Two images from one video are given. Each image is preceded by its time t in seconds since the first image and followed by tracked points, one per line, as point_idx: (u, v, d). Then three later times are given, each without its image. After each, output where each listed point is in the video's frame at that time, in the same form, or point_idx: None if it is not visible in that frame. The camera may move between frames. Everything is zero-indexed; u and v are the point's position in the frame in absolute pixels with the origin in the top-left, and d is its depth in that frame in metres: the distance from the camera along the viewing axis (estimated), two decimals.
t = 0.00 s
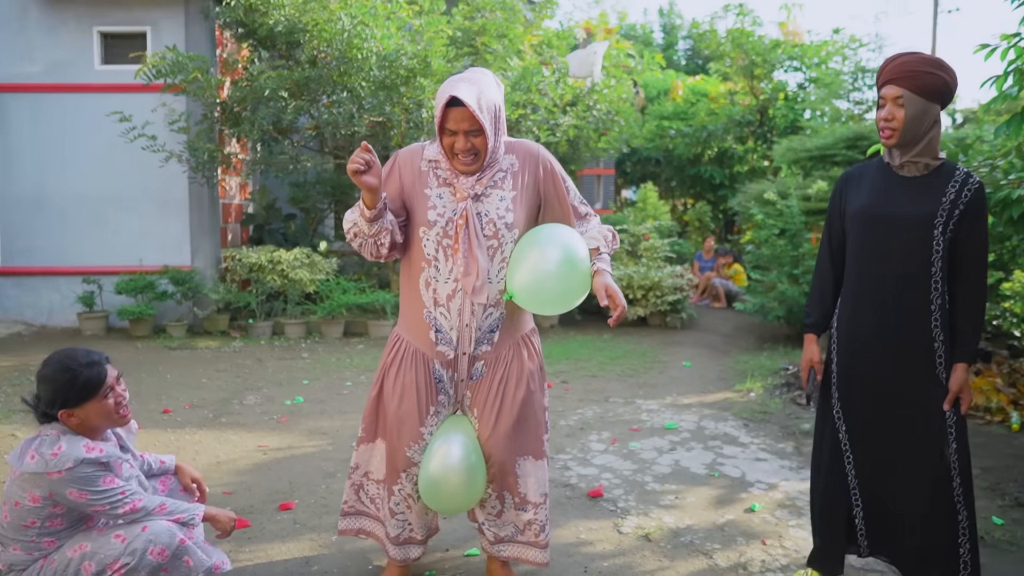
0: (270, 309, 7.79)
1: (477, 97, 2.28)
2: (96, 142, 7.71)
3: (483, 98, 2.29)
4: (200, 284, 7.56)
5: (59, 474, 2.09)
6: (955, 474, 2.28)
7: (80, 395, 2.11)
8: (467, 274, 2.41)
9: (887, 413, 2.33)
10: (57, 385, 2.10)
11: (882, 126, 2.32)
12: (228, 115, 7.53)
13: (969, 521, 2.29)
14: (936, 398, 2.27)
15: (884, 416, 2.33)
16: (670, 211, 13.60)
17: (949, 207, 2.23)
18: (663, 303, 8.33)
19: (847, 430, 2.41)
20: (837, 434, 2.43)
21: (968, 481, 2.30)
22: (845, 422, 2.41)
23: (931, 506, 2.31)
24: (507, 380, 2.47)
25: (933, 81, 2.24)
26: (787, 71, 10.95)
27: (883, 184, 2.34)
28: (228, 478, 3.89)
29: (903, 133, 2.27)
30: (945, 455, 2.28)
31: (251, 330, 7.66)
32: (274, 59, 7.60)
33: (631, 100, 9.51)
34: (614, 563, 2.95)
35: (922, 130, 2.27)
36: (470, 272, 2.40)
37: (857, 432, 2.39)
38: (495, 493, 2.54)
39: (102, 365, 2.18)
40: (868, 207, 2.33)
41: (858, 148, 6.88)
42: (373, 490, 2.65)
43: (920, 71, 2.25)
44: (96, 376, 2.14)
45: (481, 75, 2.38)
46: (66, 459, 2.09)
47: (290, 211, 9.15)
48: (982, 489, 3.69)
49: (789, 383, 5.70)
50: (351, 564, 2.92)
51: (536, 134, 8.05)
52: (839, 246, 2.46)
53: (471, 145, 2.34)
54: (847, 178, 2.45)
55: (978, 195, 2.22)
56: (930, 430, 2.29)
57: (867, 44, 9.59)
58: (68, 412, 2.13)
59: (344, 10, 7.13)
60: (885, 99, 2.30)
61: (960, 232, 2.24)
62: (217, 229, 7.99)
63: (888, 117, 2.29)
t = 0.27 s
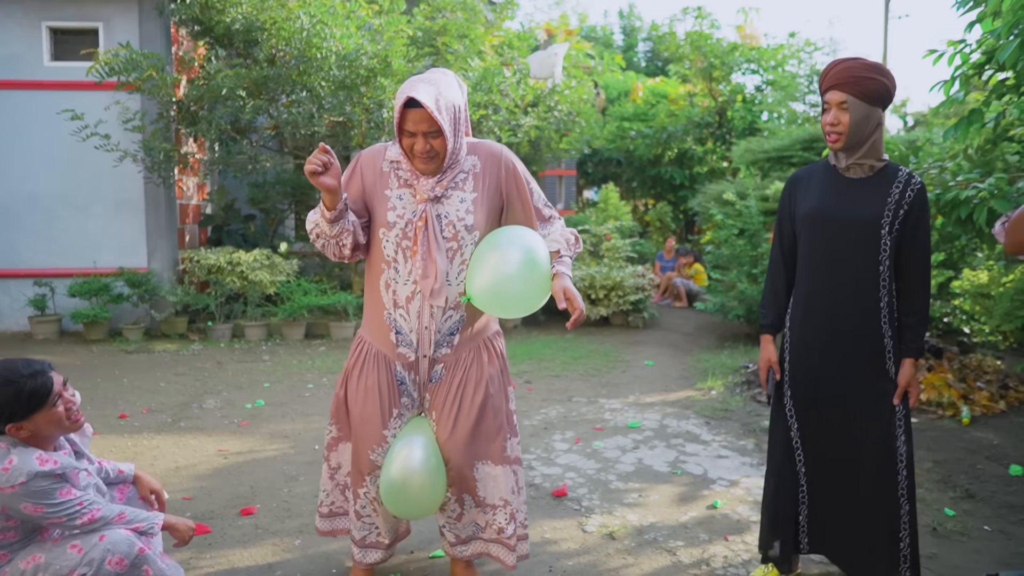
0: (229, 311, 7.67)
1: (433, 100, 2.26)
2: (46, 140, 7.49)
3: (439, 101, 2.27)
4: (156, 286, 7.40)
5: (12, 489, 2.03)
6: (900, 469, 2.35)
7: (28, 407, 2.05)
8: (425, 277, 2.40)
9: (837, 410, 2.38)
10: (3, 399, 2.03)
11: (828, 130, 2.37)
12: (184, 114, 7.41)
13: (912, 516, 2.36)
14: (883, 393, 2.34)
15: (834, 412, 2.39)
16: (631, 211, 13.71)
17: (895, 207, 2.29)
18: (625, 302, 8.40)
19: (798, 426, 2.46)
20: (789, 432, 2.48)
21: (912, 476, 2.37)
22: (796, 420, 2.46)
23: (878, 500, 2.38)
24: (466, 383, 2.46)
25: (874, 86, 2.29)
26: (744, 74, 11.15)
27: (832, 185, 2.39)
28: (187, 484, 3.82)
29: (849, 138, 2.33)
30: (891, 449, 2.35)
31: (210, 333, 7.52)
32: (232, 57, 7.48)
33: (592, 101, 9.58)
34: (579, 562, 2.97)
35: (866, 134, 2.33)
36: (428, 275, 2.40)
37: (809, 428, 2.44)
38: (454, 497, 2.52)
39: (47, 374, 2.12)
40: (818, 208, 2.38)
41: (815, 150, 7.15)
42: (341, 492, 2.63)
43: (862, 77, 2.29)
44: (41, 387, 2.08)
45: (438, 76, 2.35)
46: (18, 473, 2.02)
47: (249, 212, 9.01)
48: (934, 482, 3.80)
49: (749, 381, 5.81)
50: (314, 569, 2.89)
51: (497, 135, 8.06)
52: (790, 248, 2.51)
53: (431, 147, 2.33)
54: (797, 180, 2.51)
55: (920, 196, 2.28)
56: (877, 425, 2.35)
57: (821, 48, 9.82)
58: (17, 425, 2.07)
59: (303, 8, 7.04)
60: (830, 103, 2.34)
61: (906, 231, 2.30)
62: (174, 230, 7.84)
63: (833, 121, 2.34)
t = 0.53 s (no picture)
0: (227, 311, 7.67)
1: (431, 99, 2.26)
2: (43, 140, 7.48)
3: (436, 100, 2.27)
4: (154, 286, 7.39)
5: (12, 494, 2.03)
6: (897, 468, 2.36)
7: (27, 412, 2.05)
8: (418, 278, 2.40)
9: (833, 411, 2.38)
10: None
11: (822, 130, 2.37)
12: (182, 114, 7.41)
13: (908, 512, 2.38)
14: (879, 392, 2.34)
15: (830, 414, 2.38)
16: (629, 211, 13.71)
17: (889, 207, 2.29)
18: (623, 302, 8.41)
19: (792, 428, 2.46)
20: (782, 433, 2.49)
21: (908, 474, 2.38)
22: (791, 421, 2.46)
23: (873, 500, 2.39)
24: (457, 385, 2.46)
25: (869, 87, 2.29)
26: (742, 74, 11.16)
27: (827, 185, 2.40)
28: (185, 484, 3.81)
29: (843, 138, 2.33)
30: (887, 449, 2.36)
31: (208, 333, 7.52)
32: (229, 57, 7.48)
33: (590, 101, 9.58)
34: (577, 561, 2.97)
35: (860, 134, 2.33)
36: (421, 276, 2.39)
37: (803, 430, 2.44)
38: (446, 500, 2.52)
39: (43, 379, 2.12)
40: (814, 208, 2.39)
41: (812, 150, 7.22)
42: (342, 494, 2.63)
43: (857, 78, 2.29)
44: (37, 391, 2.08)
45: (435, 76, 2.35)
46: (17, 479, 2.02)
47: (247, 212, 9.00)
48: (932, 481, 3.81)
49: (747, 381, 5.81)
50: (312, 569, 2.89)
51: (495, 135, 8.06)
52: (787, 248, 2.52)
53: (427, 146, 2.33)
54: (792, 180, 2.51)
55: (916, 194, 2.29)
56: (873, 425, 2.35)
57: (819, 48, 9.83)
58: (15, 430, 2.07)
59: (301, 8, 7.03)
60: (824, 103, 2.34)
61: (901, 232, 2.31)
62: (172, 230, 7.83)
63: (828, 121, 2.34)
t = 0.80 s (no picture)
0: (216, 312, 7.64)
1: (423, 97, 2.27)
2: (29, 140, 7.42)
3: (429, 97, 2.28)
4: (142, 287, 7.34)
5: None
6: (885, 466, 2.37)
7: (15, 418, 2.03)
8: (408, 278, 2.40)
9: (821, 412, 2.39)
10: None
11: (809, 130, 2.38)
12: (170, 114, 7.37)
13: (897, 511, 2.39)
14: (867, 392, 2.35)
15: (819, 414, 2.39)
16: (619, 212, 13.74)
17: (877, 207, 2.31)
18: (612, 302, 8.42)
19: (781, 428, 2.47)
20: (771, 434, 2.50)
21: (896, 473, 2.39)
22: (780, 422, 2.47)
23: (863, 499, 2.40)
24: (446, 386, 2.46)
25: (856, 87, 2.31)
26: (731, 74, 11.21)
27: (816, 186, 2.41)
28: (174, 486, 3.79)
29: (830, 137, 2.34)
30: (876, 448, 2.37)
31: (196, 334, 7.48)
32: (217, 57, 7.45)
33: (580, 101, 9.59)
34: (567, 561, 2.97)
35: (847, 133, 2.35)
36: (410, 276, 2.39)
37: (792, 430, 2.45)
38: (437, 501, 2.52)
39: (35, 386, 2.10)
40: (802, 209, 2.40)
41: (800, 151, 7.27)
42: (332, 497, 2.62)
43: (844, 77, 2.31)
44: (25, 395, 2.06)
45: (426, 74, 2.36)
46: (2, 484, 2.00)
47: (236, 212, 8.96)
48: (919, 480, 3.84)
49: (736, 381, 5.84)
50: (302, 570, 2.88)
51: (484, 135, 8.06)
52: (775, 250, 2.53)
53: (419, 144, 2.34)
54: (780, 181, 2.53)
55: (903, 193, 2.31)
56: (862, 424, 2.36)
57: (807, 49, 9.89)
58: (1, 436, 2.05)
59: (290, 7, 7.00)
60: (812, 103, 2.35)
61: (888, 232, 2.33)
62: (160, 231, 7.79)
63: (815, 121, 2.35)
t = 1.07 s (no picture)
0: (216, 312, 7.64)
1: (424, 91, 2.27)
2: (29, 140, 7.42)
3: (430, 91, 2.29)
4: (142, 287, 7.34)
5: None
6: (883, 467, 2.37)
7: (16, 420, 2.03)
8: (409, 276, 2.39)
9: (821, 411, 2.39)
10: None
11: (809, 129, 2.38)
12: (169, 114, 7.37)
13: (896, 511, 2.39)
14: (866, 391, 2.35)
15: (818, 414, 2.39)
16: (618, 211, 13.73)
17: (877, 206, 2.31)
18: (612, 302, 8.42)
19: (782, 427, 2.48)
20: (773, 432, 2.51)
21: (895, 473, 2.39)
22: (782, 422, 2.48)
23: (862, 499, 2.40)
24: (445, 385, 2.46)
25: (854, 85, 2.31)
26: (730, 74, 11.21)
27: (817, 185, 2.41)
28: (174, 486, 3.79)
29: (830, 136, 2.34)
30: (875, 448, 2.37)
31: (196, 334, 7.48)
32: (217, 57, 7.45)
33: (579, 100, 9.59)
34: (567, 561, 2.97)
35: (847, 131, 2.34)
36: (411, 275, 2.39)
37: (793, 429, 2.46)
38: (436, 502, 2.52)
39: (38, 390, 2.10)
40: (803, 207, 2.40)
41: (800, 150, 7.28)
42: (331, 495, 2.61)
43: (843, 76, 2.31)
44: (26, 397, 2.06)
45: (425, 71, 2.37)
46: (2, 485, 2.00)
47: (236, 212, 8.96)
48: (919, 479, 3.84)
49: (736, 380, 5.85)
50: (302, 570, 2.88)
51: (484, 134, 8.05)
52: (775, 250, 2.54)
53: (421, 138, 2.34)
54: (781, 180, 2.53)
55: (904, 192, 2.31)
56: (862, 424, 2.37)
57: (807, 48, 9.89)
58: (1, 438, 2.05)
59: (289, 7, 7.00)
60: (811, 102, 2.35)
61: (889, 231, 2.33)
62: (159, 231, 7.79)
63: (815, 120, 2.35)
